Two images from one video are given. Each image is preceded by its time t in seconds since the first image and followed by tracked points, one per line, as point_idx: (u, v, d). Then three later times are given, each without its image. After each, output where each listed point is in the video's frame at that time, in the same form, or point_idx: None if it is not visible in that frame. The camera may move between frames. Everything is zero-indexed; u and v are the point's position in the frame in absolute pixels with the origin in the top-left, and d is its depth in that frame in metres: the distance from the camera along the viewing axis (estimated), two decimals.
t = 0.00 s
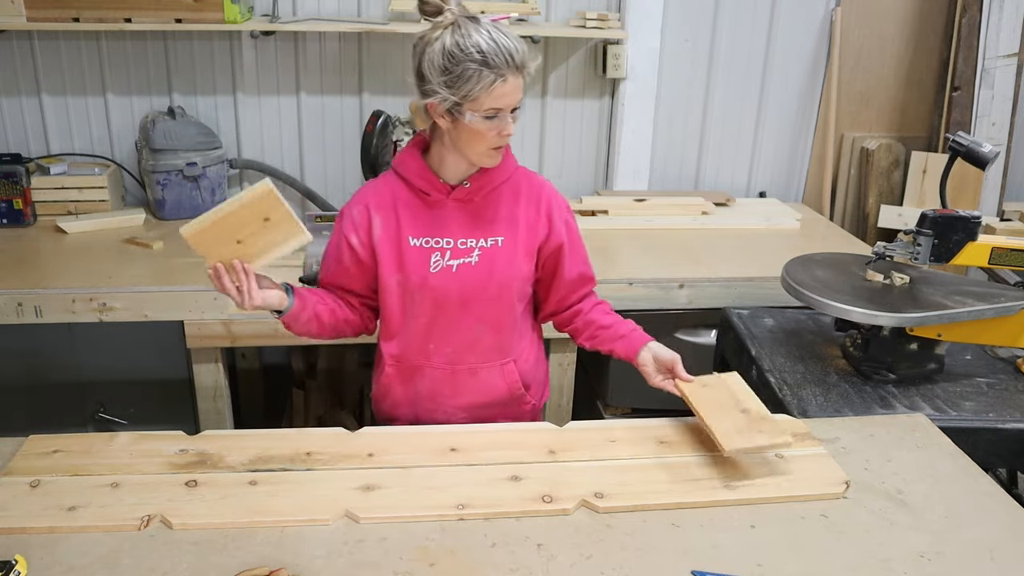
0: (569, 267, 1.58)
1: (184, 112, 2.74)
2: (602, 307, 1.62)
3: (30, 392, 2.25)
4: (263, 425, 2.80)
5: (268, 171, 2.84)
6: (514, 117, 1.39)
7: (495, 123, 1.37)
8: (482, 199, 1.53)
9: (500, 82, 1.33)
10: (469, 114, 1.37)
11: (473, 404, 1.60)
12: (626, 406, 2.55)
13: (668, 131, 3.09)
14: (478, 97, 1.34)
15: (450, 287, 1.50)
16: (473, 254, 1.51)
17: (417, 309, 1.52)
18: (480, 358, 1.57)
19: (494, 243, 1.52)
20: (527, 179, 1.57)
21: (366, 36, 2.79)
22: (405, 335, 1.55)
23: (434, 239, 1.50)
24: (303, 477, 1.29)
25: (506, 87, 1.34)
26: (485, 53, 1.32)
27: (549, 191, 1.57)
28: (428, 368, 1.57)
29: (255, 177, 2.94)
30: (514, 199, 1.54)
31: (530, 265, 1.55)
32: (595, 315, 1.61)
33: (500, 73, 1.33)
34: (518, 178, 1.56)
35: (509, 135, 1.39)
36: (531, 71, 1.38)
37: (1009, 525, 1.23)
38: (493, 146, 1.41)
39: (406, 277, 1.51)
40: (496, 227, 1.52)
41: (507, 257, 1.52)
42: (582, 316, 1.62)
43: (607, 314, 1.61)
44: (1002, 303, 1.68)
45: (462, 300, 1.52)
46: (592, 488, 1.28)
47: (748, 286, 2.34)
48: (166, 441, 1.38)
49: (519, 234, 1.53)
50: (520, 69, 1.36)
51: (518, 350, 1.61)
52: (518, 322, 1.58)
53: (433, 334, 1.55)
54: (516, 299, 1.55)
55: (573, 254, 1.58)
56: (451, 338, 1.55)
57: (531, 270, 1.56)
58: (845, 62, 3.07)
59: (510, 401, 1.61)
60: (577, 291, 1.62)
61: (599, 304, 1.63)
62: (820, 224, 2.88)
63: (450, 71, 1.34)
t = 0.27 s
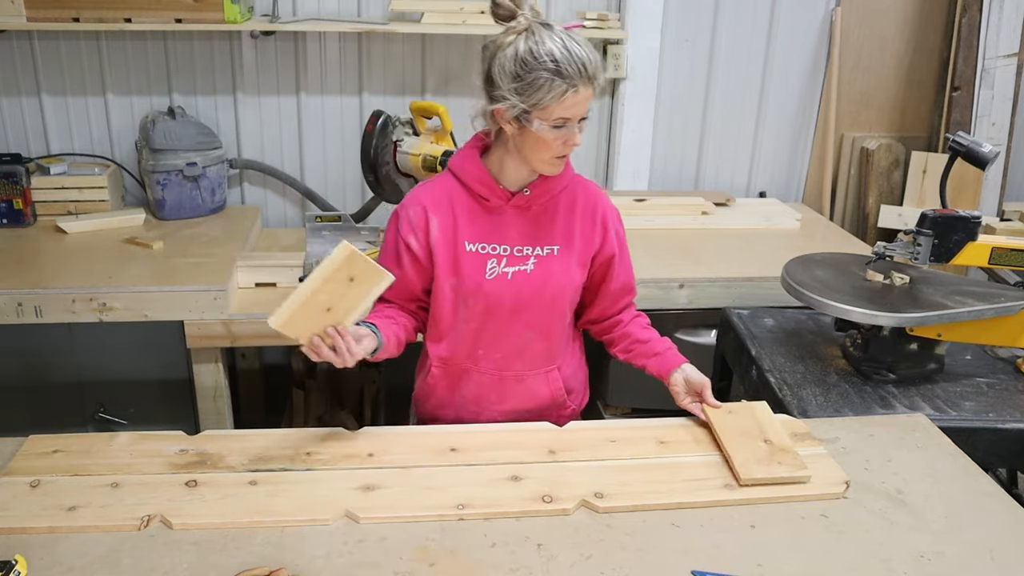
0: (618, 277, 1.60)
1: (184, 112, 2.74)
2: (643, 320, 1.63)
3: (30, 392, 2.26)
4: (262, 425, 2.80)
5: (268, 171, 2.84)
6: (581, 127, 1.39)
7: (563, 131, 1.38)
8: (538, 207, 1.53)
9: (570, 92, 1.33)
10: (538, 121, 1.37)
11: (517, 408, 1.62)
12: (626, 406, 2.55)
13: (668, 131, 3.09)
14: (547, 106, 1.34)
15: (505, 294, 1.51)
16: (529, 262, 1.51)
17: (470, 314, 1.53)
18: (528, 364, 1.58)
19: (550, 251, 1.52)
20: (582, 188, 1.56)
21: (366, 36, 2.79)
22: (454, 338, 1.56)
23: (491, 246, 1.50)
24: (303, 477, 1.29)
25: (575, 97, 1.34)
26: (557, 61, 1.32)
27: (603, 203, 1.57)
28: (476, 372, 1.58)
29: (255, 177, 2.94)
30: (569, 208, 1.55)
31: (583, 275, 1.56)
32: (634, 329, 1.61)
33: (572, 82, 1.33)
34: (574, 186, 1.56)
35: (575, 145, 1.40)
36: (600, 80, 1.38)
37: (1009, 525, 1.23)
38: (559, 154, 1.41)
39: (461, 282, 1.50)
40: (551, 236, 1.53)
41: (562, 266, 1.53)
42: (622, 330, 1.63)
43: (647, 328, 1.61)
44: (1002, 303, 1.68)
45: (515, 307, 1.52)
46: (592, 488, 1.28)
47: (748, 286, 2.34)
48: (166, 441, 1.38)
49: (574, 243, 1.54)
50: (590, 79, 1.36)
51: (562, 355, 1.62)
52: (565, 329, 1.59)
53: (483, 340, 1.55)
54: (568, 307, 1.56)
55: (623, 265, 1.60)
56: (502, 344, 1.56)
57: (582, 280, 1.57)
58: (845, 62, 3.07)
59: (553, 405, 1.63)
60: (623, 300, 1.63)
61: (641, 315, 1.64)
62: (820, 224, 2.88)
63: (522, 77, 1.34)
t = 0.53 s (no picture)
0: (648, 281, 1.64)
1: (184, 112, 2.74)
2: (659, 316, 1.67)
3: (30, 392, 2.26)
4: (262, 425, 2.80)
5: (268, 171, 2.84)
6: (612, 144, 1.37)
7: (591, 147, 1.36)
8: (580, 215, 1.53)
9: (600, 107, 1.32)
10: (570, 133, 1.36)
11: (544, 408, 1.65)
12: (626, 406, 2.55)
13: (668, 131, 3.09)
14: (579, 119, 1.34)
15: (542, 300, 1.53)
16: (567, 270, 1.53)
17: (507, 320, 1.54)
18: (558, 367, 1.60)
19: (588, 260, 1.54)
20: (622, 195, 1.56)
21: (366, 36, 2.79)
22: (488, 342, 1.56)
23: (531, 253, 1.51)
24: (303, 477, 1.29)
25: (606, 113, 1.33)
26: (594, 75, 1.31)
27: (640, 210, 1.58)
28: (507, 374, 1.60)
29: (255, 177, 2.94)
30: (610, 216, 1.54)
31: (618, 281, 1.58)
32: (652, 328, 1.64)
33: (604, 98, 1.32)
34: (615, 194, 1.55)
35: (604, 162, 1.38)
36: (639, 99, 1.35)
37: (1009, 525, 1.23)
38: (590, 169, 1.40)
39: (500, 288, 1.51)
40: (591, 245, 1.53)
41: (599, 275, 1.55)
42: (642, 326, 1.67)
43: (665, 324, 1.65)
44: (1002, 303, 1.68)
45: (551, 313, 1.55)
46: (592, 488, 1.28)
47: (748, 286, 2.35)
48: (166, 441, 1.38)
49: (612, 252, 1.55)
50: (627, 97, 1.33)
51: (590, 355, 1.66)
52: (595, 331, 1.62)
53: (518, 344, 1.57)
54: (600, 312, 1.59)
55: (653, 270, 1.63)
56: (535, 348, 1.58)
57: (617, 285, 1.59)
58: (845, 62, 3.07)
59: (577, 405, 1.67)
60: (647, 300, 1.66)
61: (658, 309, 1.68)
62: (820, 224, 2.88)
63: (558, 86, 1.34)
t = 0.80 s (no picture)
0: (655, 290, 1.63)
1: (184, 112, 2.74)
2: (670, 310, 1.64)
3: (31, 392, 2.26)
4: (262, 425, 2.80)
5: (268, 171, 2.85)
6: (571, 151, 1.36)
7: (548, 148, 1.37)
8: (587, 217, 1.52)
9: (549, 112, 1.32)
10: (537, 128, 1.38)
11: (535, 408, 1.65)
12: (626, 406, 2.55)
13: (668, 131, 3.09)
14: (540, 118, 1.35)
15: (539, 298, 1.54)
16: (568, 271, 1.53)
17: (503, 315, 1.55)
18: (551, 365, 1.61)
19: (590, 263, 1.54)
20: (631, 201, 1.56)
21: (366, 36, 2.79)
22: (483, 334, 1.58)
23: (532, 251, 1.51)
24: (303, 477, 1.29)
25: (555, 119, 1.32)
26: (553, 79, 1.30)
27: (648, 217, 1.58)
28: (501, 369, 1.60)
29: (255, 177, 2.94)
30: (617, 221, 1.54)
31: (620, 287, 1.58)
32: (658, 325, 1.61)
33: (554, 104, 1.31)
34: (625, 200, 1.55)
35: (562, 167, 1.37)
36: (598, 117, 1.31)
37: (1009, 525, 1.23)
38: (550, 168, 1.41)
39: (498, 282, 1.52)
40: (595, 249, 1.53)
41: (601, 279, 1.55)
42: (648, 323, 1.65)
43: (673, 317, 1.61)
44: (1002, 303, 1.68)
45: (548, 313, 1.55)
46: (592, 488, 1.28)
47: (748, 286, 2.35)
48: (166, 441, 1.38)
49: (616, 257, 1.55)
50: (580, 110, 1.30)
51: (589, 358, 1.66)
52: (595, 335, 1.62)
53: (513, 341, 1.58)
54: (600, 316, 1.59)
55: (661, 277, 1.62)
56: (531, 346, 1.58)
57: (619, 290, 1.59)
58: (845, 62, 3.07)
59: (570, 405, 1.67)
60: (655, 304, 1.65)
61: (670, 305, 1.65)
62: (820, 224, 2.88)
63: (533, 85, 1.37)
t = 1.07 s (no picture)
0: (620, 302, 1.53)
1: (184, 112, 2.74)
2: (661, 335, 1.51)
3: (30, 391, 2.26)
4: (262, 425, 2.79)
5: (268, 171, 2.84)
6: (528, 148, 1.35)
7: (505, 144, 1.37)
8: (542, 215, 1.51)
9: (505, 108, 1.31)
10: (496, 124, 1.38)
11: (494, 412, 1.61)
12: (626, 407, 2.55)
13: (668, 131, 3.09)
14: (496, 113, 1.35)
15: (488, 293, 1.52)
16: (519, 268, 1.51)
17: (455, 308, 1.55)
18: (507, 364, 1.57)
19: (543, 262, 1.51)
20: (594, 206, 1.53)
21: (366, 35, 2.79)
22: (440, 328, 1.59)
23: (484, 245, 1.52)
24: (303, 477, 1.29)
25: (511, 113, 1.31)
26: (510, 75, 1.29)
27: (614, 224, 1.53)
28: (455, 366, 1.59)
29: (255, 177, 2.94)
30: (575, 221, 1.52)
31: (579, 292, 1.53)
32: (647, 348, 1.49)
33: (509, 99, 1.30)
34: (586, 201, 1.53)
35: (519, 163, 1.36)
36: (553, 112, 1.30)
37: (1009, 525, 1.23)
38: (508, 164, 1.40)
39: (451, 273, 1.53)
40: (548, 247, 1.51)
41: (554, 279, 1.51)
42: (632, 346, 1.53)
43: (663, 340, 1.50)
44: (1002, 303, 1.68)
45: (498, 309, 1.53)
46: (592, 488, 1.28)
47: (748, 286, 2.34)
48: (166, 441, 1.38)
49: (570, 258, 1.51)
50: (535, 104, 1.29)
51: (551, 368, 1.60)
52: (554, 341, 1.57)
53: (466, 338, 1.56)
54: (555, 318, 1.54)
55: (631, 291, 1.54)
56: (483, 344, 1.55)
57: (578, 296, 1.54)
58: (845, 62, 3.07)
59: (530, 414, 1.62)
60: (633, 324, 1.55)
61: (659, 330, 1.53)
62: (820, 224, 2.88)
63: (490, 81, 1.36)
